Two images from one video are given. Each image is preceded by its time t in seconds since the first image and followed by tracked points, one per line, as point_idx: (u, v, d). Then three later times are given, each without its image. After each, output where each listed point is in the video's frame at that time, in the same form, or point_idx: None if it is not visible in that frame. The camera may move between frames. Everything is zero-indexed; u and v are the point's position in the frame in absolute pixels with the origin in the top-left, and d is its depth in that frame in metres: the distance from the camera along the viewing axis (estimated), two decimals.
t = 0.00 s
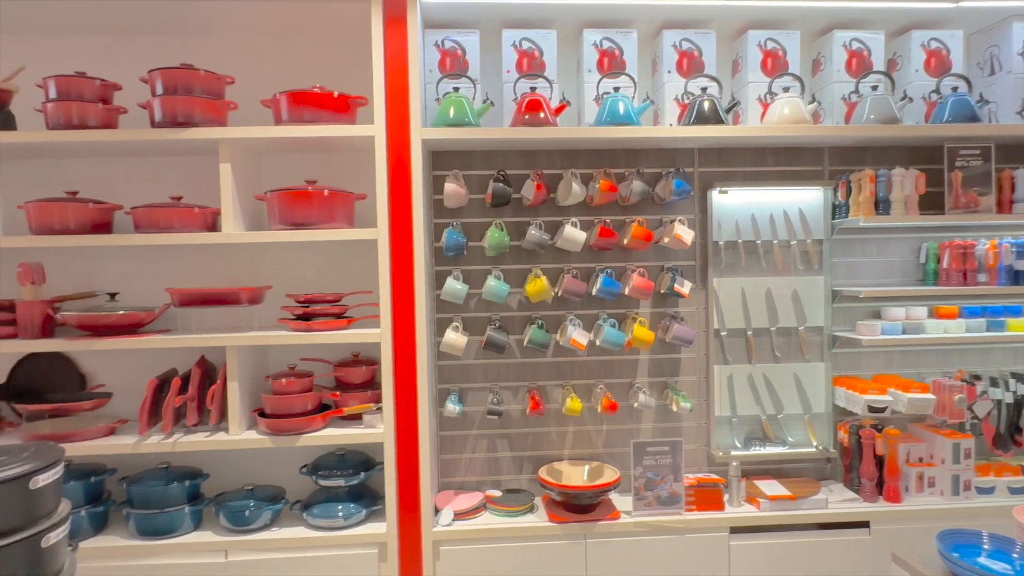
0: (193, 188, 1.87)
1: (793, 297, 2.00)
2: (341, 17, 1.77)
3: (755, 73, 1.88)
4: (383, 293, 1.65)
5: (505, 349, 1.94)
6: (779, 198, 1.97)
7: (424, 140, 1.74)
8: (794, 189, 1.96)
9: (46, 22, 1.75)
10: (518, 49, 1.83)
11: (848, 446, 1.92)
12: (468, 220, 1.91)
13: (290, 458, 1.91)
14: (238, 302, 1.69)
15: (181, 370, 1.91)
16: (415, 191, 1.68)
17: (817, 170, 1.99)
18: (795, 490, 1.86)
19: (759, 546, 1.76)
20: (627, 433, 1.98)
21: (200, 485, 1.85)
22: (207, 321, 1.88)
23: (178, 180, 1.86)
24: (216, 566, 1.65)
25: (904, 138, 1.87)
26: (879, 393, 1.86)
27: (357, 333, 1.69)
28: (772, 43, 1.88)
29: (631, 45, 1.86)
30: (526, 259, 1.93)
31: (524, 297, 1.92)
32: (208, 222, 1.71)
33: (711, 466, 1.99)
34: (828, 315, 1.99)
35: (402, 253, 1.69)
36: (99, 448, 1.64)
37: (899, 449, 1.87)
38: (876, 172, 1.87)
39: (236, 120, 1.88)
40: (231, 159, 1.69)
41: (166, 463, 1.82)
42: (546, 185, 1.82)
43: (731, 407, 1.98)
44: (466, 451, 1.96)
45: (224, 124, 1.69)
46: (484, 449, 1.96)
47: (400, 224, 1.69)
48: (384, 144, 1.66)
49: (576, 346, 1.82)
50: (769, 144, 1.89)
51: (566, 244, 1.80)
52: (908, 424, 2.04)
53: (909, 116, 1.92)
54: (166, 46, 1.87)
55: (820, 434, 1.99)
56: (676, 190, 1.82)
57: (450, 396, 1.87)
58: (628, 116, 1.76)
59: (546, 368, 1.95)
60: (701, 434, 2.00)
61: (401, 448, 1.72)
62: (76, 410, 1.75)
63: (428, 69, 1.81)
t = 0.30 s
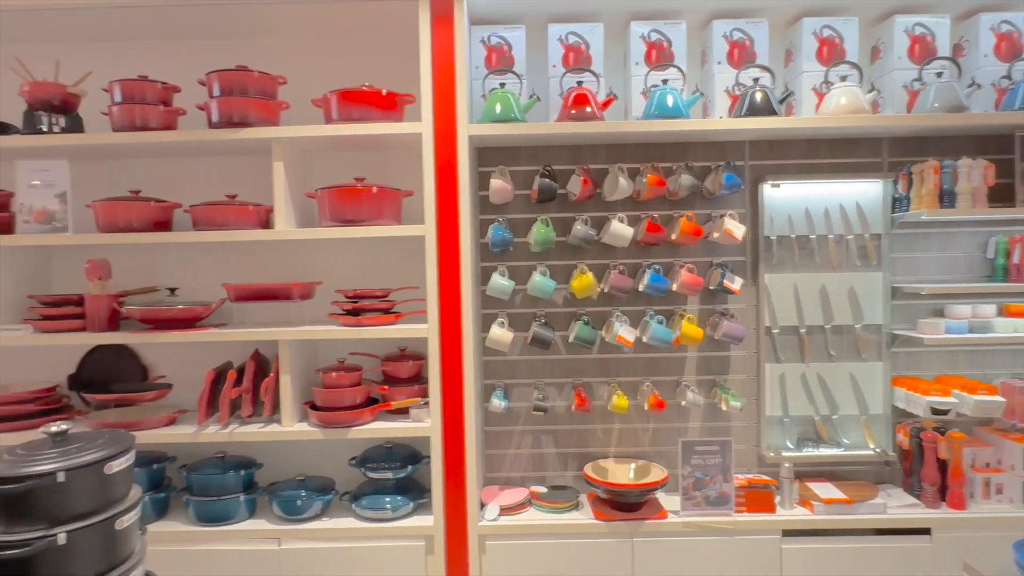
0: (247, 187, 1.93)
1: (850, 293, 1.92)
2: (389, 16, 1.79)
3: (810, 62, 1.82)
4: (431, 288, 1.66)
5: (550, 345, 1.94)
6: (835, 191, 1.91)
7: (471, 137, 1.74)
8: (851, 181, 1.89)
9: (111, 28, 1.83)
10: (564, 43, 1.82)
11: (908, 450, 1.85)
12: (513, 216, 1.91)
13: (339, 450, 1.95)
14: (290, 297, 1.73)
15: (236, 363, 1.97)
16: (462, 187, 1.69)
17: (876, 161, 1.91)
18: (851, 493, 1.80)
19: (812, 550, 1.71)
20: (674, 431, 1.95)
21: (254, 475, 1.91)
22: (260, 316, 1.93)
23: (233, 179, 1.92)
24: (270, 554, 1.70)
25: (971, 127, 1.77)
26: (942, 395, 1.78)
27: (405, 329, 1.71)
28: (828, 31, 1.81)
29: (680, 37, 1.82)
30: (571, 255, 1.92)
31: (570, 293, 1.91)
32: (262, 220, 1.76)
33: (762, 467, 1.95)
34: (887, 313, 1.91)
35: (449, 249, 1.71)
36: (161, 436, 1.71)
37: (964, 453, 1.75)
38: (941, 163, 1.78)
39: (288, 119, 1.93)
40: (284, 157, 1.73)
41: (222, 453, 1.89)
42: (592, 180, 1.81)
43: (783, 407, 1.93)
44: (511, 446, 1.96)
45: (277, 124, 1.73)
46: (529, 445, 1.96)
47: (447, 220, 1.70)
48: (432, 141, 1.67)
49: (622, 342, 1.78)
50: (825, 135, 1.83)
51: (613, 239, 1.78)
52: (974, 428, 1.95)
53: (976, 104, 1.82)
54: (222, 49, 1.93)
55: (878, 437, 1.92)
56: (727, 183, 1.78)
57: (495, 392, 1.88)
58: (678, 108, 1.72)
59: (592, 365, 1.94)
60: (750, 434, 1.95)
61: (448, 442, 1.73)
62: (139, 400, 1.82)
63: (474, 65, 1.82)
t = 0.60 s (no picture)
0: (301, 189, 1.97)
1: (915, 296, 1.84)
2: (439, 18, 1.80)
3: (873, 55, 1.75)
4: (480, 290, 1.67)
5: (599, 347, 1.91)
6: (898, 188, 1.83)
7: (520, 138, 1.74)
8: (916, 178, 1.81)
9: (173, 38, 1.90)
10: (614, 41, 1.79)
11: (979, 460, 1.74)
12: (562, 217, 1.89)
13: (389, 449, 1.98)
14: (342, 298, 1.76)
15: (289, 362, 2.02)
16: (511, 188, 1.68)
17: (944, 157, 1.82)
18: (917, 505, 1.72)
19: (875, 564, 1.64)
20: (726, 436, 1.90)
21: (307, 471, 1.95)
22: (313, 316, 1.97)
23: (287, 182, 1.97)
24: (322, 550, 1.74)
25: None
26: (1018, 403, 1.66)
27: (454, 329, 1.72)
28: (892, 21, 1.74)
29: (734, 31, 1.78)
30: (621, 256, 1.89)
31: (619, 294, 1.89)
32: (315, 222, 1.79)
33: (819, 475, 1.88)
34: (956, 316, 1.82)
35: (498, 250, 1.71)
36: (219, 433, 1.76)
37: None
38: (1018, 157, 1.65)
39: (340, 123, 1.96)
40: (336, 160, 1.76)
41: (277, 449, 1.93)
42: (643, 179, 1.78)
43: (842, 413, 1.86)
44: (558, 449, 1.95)
45: (330, 127, 1.76)
46: (577, 448, 1.94)
47: (496, 222, 1.70)
48: (481, 142, 1.68)
49: (674, 345, 1.75)
50: (888, 130, 1.75)
51: (665, 240, 1.75)
52: None
53: None
54: (277, 56, 1.98)
55: (945, 446, 1.82)
56: (784, 182, 1.72)
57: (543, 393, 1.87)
58: (732, 105, 1.67)
59: (642, 368, 1.91)
60: (807, 441, 1.88)
61: (497, 443, 1.73)
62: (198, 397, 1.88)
63: (523, 66, 1.81)
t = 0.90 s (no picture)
0: (343, 190, 1.99)
1: (977, 296, 1.75)
2: (480, 18, 1.79)
3: (931, 45, 1.67)
4: (522, 289, 1.66)
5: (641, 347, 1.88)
6: (958, 183, 1.75)
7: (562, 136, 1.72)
8: (979, 173, 1.72)
9: (222, 43, 1.94)
10: (657, 36, 1.76)
11: None
12: (604, 216, 1.87)
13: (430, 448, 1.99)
14: (384, 297, 1.77)
15: (332, 360, 2.05)
16: (553, 187, 1.67)
17: (1009, 151, 1.73)
18: (979, 516, 1.63)
19: None
20: (773, 440, 1.85)
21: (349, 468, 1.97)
22: (355, 314, 2.00)
23: (330, 183, 2.00)
24: (364, 546, 1.75)
25: None
26: None
27: (495, 329, 1.71)
28: (952, 9, 1.66)
29: (783, 24, 1.72)
30: (664, 255, 1.86)
31: (662, 294, 1.85)
32: (358, 222, 1.81)
33: (872, 482, 1.81)
34: (1021, 318, 1.73)
35: (540, 249, 1.69)
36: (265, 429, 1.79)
37: None
38: None
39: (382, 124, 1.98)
40: (379, 161, 1.78)
41: (320, 446, 1.96)
42: (687, 177, 1.75)
43: (897, 418, 1.79)
44: (599, 450, 1.92)
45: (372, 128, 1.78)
46: (618, 450, 1.92)
47: (538, 221, 1.69)
48: (523, 142, 1.67)
49: (720, 347, 1.71)
50: (948, 123, 1.67)
51: (711, 239, 1.71)
52: None
53: None
54: (321, 58, 2.01)
55: (1009, 454, 1.72)
56: (835, 178, 1.66)
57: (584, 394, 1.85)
58: (781, 99, 1.62)
59: (685, 369, 1.87)
60: (859, 447, 1.82)
61: (538, 444, 1.72)
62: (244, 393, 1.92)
63: (565, 63, 1.80)
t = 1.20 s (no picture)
0: (381, 187, 2.01)
1: None
2: (517, 14, 1.78)
3: (989, 31, 1.59)
4: (558, 287, 1.64)
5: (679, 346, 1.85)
6: (1018, 176, 1.67)
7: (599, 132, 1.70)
8: None
9: (263, 44, 1.98)
10: (697, 28, 1.72)
11: None
12: (642, 212, 1.84)
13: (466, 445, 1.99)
14: (421, 294, 1.78)
15: (370, 357, 2.07)
16: (590, 184, 1.65)
17: None
18: None
19: None
20: (818, 443, 1.80)
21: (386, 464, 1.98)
22: (392, 312, 2.01)
23: (368, 181, 2.01)
24: (401, 542, 1.76)
25: None
26: None
27: (531, 327, 1.70)
28: None
29: (830, 13, 1.67)
30: (703, 252, 1.82)
31: (701, 292, 1.82)
32: (395, 219, 1.82)
33: (923, 488, 1.74)
34: None
35: (577, 247, 1.68)
36: (304, 424, 1.82)
37: None
38: None
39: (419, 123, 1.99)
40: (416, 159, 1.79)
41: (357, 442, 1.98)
42: (728, 171, 1.71)
43: (951, 422, 1.72)
44: (636, 451, 1.89)
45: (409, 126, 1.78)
46: (655, 450, 1.88)
47: (575, 218, 1.67)
48: (560, 138, 1.65)
49: (762, 346, 1.66)
50: (1008, 112, 1.59)
51: (754, 235, 1.66)
52: None
53: None
54: (360, 58, 2.03)
55: None
56: (886, 171, 1.60)
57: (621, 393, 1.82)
58: (828, 90, 1.57)
59: (725, 369, 1.83)
60: (909, 451, 1.75)
61: (574, 442, 1.71)
62: (284, 389, 1.95)
63: (602, 58, 1.77)
